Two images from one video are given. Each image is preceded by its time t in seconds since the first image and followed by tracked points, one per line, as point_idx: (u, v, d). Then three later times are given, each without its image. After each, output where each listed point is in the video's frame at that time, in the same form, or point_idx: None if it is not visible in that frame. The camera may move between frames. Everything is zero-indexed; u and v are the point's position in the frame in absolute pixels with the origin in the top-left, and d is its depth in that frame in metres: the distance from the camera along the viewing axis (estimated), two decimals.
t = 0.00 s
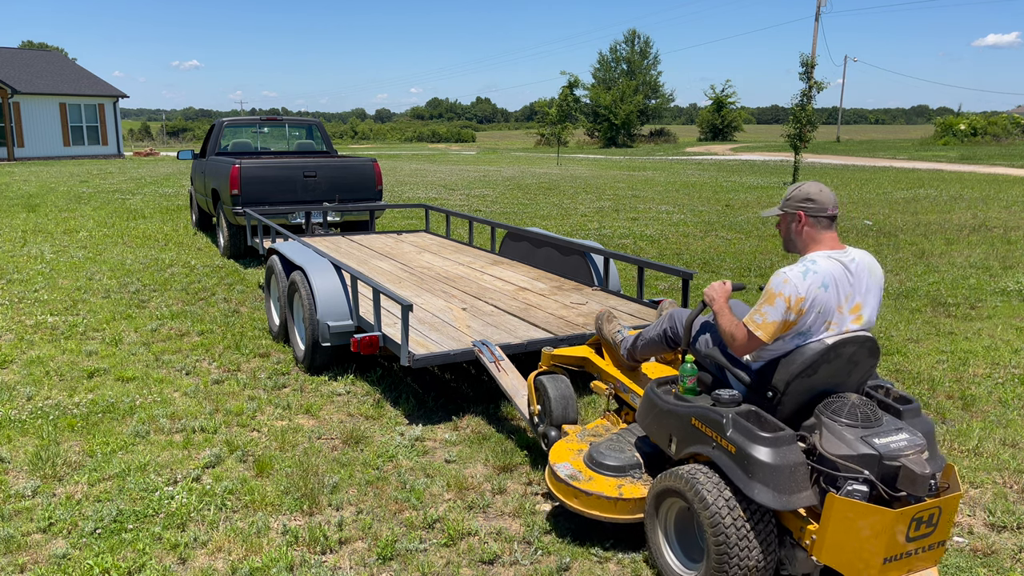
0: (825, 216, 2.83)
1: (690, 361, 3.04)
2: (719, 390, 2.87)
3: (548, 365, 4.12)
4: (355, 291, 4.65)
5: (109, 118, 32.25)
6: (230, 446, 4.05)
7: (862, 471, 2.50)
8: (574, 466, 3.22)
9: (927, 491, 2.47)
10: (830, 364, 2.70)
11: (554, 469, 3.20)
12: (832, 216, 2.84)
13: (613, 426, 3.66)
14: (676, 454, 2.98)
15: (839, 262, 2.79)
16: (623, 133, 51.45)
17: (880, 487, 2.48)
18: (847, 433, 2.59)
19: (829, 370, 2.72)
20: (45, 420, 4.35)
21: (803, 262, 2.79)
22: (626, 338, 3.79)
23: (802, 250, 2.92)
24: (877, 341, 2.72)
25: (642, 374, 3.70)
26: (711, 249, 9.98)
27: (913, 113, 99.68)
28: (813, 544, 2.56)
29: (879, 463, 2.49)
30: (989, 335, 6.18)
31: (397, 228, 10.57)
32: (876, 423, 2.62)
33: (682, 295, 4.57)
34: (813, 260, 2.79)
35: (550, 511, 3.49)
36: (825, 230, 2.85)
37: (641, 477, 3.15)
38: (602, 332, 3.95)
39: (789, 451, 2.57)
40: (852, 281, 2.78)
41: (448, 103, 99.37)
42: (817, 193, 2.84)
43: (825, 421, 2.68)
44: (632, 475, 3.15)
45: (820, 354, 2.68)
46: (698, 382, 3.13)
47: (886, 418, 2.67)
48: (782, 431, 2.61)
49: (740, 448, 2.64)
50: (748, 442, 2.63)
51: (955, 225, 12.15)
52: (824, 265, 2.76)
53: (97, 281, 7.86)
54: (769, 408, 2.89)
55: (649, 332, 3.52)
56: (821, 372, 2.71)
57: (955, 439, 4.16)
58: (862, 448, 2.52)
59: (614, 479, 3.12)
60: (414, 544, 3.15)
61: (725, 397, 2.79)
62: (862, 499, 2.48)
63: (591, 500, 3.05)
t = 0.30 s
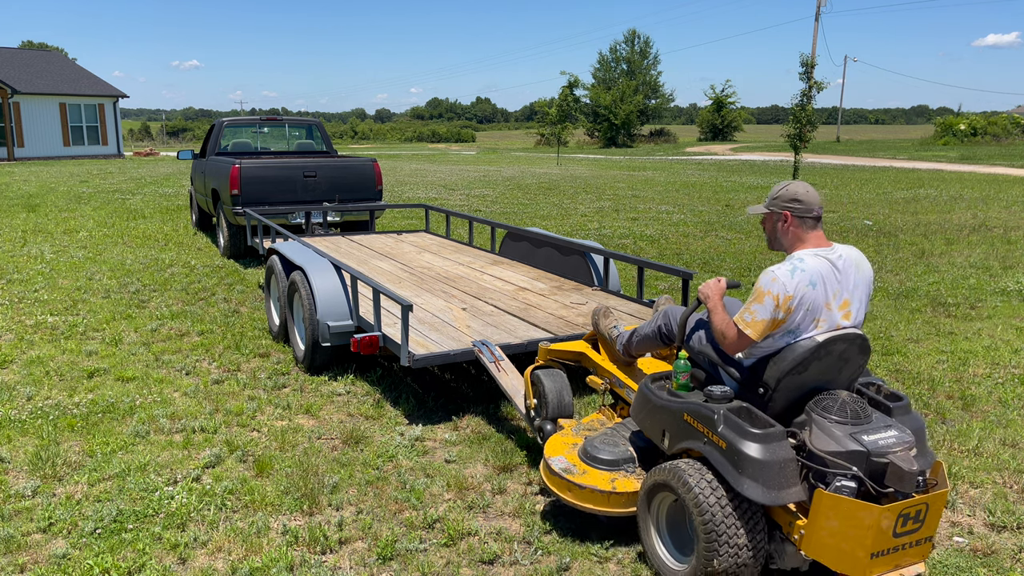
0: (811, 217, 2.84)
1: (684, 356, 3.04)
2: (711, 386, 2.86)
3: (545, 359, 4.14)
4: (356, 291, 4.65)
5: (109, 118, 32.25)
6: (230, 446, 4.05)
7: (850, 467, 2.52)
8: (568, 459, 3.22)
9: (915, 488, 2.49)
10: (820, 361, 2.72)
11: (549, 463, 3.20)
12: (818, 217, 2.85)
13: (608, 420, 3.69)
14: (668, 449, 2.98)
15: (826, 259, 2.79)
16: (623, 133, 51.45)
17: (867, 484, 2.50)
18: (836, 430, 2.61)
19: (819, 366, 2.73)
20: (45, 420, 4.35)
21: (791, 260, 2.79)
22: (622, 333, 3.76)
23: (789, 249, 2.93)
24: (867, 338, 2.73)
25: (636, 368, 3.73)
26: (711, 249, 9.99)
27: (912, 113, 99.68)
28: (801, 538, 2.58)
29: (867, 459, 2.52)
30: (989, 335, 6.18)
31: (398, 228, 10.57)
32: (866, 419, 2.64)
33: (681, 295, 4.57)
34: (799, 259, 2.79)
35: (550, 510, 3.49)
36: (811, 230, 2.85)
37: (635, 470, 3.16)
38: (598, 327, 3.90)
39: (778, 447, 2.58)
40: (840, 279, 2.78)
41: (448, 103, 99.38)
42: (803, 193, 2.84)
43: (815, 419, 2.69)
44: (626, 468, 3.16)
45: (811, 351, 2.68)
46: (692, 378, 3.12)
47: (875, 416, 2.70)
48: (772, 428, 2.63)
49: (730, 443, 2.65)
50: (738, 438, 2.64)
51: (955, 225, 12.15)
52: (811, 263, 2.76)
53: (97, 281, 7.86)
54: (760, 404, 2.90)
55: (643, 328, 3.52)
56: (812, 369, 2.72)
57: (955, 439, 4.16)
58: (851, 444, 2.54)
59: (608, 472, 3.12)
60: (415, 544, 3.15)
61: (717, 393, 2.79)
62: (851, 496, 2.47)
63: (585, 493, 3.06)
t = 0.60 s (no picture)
0: (794, 213, 2.83)
1: (677, 354, 3.07)
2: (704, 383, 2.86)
3: (540, 354, 4.13)
4: (355, 291, 4.65)
5: (109, 118, 32.24)
6: (230, 446, 4.05)
7: (838, 464, 2.55)
8: (562, 453, 3.24)
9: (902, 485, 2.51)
10: (811, 359, 2.73)
11: (544, 456, 3.22)
12: (802, 213, 2.82)
13: (603, 415, 3.68)
14: (660, 444, 3.00)
15: (816, 256, 2.79)
16: (623, 133, 51.44)
17: (855, 480, 2.53)
18: (825, 427, 2.63)
19: (810, 364, 2.74)
20: (45, 420, 4.35)
21: (780, 256, 2.79)
22: (618, 329, 3.80)
23: (779, 246, 2.93)
24: (857, 335, 2.74)
25: (633, 365, 3.64)
26: (711, 248, 9.98)
27: (912, 113, 99.69)
28: (790, 533, 2.60)
29: (855, 456, 2.54)
30: (989, 335, 6.18)
31: (397, 228, 10.57)
32: (855, 417, 2.66)
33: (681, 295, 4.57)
34: (789, 255, 2.79)
35: (549, 510, 3.49)
36: (796, 226, 2.84)
37: (628, 465, 3.17)
38: (595, 323, 3.91)
39: (768, 444, 2.61)
40: (829, 275, 2.78)
41: (448, 103, 99.37)
42: (786, 189, 2.84)
43: (805, 415, 2.71)
44: (620, 463, 3.17)
45: (801, 349, 2.70)
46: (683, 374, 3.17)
47: (865, 412, 2.72)
48: (763, 424, 2.65)
49: (721, 439, 2.66)
50: (729, 434, 2.65)
51: (955, 225, 12.15)
52: (800, 260, 2.77)
53: (97, 281, 7.86)
54: (751, 401, 2.90)
55: (639, 325, 3.55)
56: (803, 366, 2.74)
57: (955, 439, 4.16)
58: (839, 441, 2.57)
59: (602, 467, 3.14)
60: (415, 544, 3.15)
61: (710, 390, 2.79)
62: (838, 492, 2.50)
63: (578, 487, 3.07)
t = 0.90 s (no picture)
0: (792, 212, 2.85)
1: (672, 350, 3.03)
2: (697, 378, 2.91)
3: (539, 349, 4.19)
4: (355, 292, 4.64)
5: (109, 118, 32.24)
6: (230, 446, 4.05)
7: (828, 461, 2.55)
8: (558, 448, 3.28)
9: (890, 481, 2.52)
10: (803, 357, 2.73)
11: (539, 451, 3.26)
12: (800, 212, 2.84)
13: (598, 410, 3.73)
14: (654, 439, 3.01)
15: (812, 256, 2.80)
16: (623, 133, 51.43)
17: (844, 477, 2.53)
18: (816, 424, 2.62)
19: (802, 362, 2.74)
20: (45, 420, 4.35)
21: (777, 254, 2.80)
22: (614, 325, 3.77)
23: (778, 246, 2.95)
24: (850, 334, 2.74)
25: (628, 359, 3.72)
26: (711, 248, 9.99)
27: (912, 113, 99.70)
28: (780, 528, 2.59)
29: (844, 453, 2.54)
30: (990, 335, 6.18)
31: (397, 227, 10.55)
32: (845, 414, 2.66)
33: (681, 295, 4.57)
34: (785, 253, 2.80)
35: (550, 510, 3.49)
36: (795, 225, 2.86)
37: (622, 459, 3.20)
38: (591, 318, 3.91)
39: (759, 440, 2.61)
40: (825, 275, 2.79)
41: (448, 103, 99.39)
42: (787, 190, 2.88)
43: (796, 412, 2.70)
44: (614, 458, 3.20)
45: (793, 346, 2.69)
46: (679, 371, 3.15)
47: (855, 411, 2.72)
48: (754, 421, 2.65)
49: (712, 436, 2.67)
50: (721, 430, 2.66)
51: (955, 225, 12.15)
52: (797, 258, 2.78)
53: (97, 281, 7.86)
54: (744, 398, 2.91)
55: (634, 321, 3.52)
56: (794, 364, 2.73)
57: (955, 439, 4.16)
58: (829, 438, 2.57)
59: (596, 462, 3.17)
60: (415, 544, 3.15)
61: (702, 386, 2.83)
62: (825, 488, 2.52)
63: (573, 481, 3.10)
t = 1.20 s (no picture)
0: (788, 213, 2.85)
1: (662, 346, 3.07)
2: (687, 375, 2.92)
3: (534, 343, 4.17)
4: (355, 292, 4.65)
5: (109, 118, 32.24)
6: (230, 446, 4.05)
7: (815, 457, 2.58)
8: (551, 441, 3.29)
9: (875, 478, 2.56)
10: (792, 355, 2.75)
11: (532, 444, 3.28)
12: (795, 213, 2.84)
13: (592, 403, 3.73)
14: (645, 434, 3.03)
15: (805, 257, 2.82)
16: (623, 133, 51.44)
17: (831, 473, 2.56)
18: (803, 421, 2.66)
19: (791, 361, 2.76)
20: (45, 420, 4.35)
21: (770, 255, 2.82)
22: (607, 320, 3.79)
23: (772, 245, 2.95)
24: (839, 334, 2.77)
25: (621, 354, 3.70)
26: (711, 249, 9.99)
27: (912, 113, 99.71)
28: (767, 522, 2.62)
29: (831, 449, 2.58)
30: (989, 335, 6.18)
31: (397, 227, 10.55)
32: (833, 411, 2.70)
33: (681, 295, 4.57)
34: (779, 254, 2.82)
35: (550, 510, 3.49)
36: (789, 226, 2.86)
37: (614, 453, 3.22)
38: (585, 313, 3.91)
39: (747, 437, 2.65)
40: (817, 277, 2.81)
41: (447, 103, 99.42)
42: (782, 190, 2.87)
43: (784, 409, 2.74)
44: (606, 451, 3.22)
45: (782, 346, 2.72)
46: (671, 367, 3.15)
47: (843, 407, 2.76)
48: (743, 418, 2.69)
49: (702, 432, 2.70)
50: (710, 426, 2.69)
51: (955, 225, 12.16)
52: (790, 260, 2.80)
53: (97, 281, 7.86)
54: (733, 395, 2.94)
55: (627, 316, 3.55)
56: (784, 362, 2.75)
57: (955, 439, 4.16)
58: (816, 435, 2.60)
59: (588, 455, 3.19)
60: (415, 544, 3.15)
61: (693, 382, 2.84)
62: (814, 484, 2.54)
63: (565, 475, 3.13)
